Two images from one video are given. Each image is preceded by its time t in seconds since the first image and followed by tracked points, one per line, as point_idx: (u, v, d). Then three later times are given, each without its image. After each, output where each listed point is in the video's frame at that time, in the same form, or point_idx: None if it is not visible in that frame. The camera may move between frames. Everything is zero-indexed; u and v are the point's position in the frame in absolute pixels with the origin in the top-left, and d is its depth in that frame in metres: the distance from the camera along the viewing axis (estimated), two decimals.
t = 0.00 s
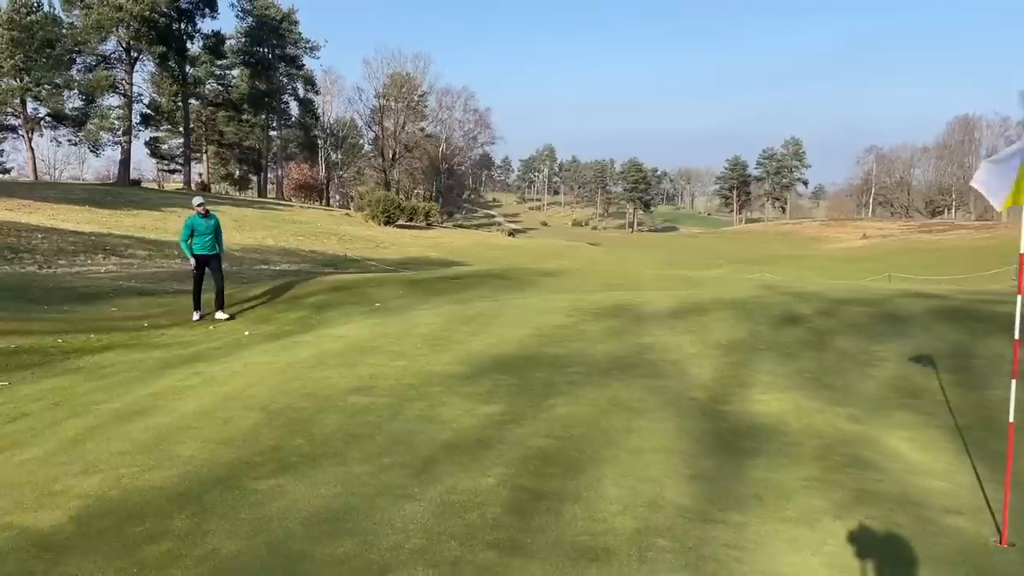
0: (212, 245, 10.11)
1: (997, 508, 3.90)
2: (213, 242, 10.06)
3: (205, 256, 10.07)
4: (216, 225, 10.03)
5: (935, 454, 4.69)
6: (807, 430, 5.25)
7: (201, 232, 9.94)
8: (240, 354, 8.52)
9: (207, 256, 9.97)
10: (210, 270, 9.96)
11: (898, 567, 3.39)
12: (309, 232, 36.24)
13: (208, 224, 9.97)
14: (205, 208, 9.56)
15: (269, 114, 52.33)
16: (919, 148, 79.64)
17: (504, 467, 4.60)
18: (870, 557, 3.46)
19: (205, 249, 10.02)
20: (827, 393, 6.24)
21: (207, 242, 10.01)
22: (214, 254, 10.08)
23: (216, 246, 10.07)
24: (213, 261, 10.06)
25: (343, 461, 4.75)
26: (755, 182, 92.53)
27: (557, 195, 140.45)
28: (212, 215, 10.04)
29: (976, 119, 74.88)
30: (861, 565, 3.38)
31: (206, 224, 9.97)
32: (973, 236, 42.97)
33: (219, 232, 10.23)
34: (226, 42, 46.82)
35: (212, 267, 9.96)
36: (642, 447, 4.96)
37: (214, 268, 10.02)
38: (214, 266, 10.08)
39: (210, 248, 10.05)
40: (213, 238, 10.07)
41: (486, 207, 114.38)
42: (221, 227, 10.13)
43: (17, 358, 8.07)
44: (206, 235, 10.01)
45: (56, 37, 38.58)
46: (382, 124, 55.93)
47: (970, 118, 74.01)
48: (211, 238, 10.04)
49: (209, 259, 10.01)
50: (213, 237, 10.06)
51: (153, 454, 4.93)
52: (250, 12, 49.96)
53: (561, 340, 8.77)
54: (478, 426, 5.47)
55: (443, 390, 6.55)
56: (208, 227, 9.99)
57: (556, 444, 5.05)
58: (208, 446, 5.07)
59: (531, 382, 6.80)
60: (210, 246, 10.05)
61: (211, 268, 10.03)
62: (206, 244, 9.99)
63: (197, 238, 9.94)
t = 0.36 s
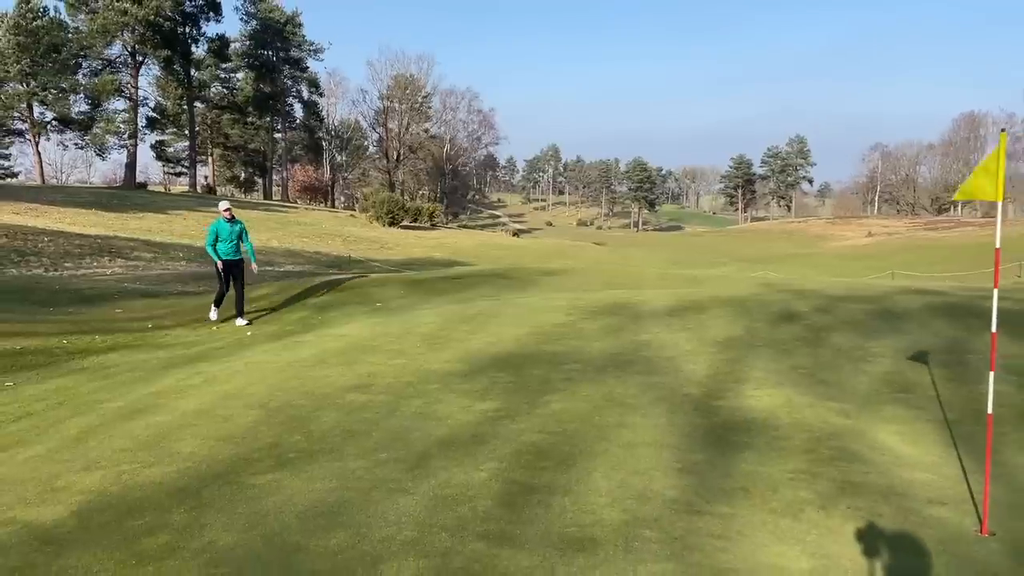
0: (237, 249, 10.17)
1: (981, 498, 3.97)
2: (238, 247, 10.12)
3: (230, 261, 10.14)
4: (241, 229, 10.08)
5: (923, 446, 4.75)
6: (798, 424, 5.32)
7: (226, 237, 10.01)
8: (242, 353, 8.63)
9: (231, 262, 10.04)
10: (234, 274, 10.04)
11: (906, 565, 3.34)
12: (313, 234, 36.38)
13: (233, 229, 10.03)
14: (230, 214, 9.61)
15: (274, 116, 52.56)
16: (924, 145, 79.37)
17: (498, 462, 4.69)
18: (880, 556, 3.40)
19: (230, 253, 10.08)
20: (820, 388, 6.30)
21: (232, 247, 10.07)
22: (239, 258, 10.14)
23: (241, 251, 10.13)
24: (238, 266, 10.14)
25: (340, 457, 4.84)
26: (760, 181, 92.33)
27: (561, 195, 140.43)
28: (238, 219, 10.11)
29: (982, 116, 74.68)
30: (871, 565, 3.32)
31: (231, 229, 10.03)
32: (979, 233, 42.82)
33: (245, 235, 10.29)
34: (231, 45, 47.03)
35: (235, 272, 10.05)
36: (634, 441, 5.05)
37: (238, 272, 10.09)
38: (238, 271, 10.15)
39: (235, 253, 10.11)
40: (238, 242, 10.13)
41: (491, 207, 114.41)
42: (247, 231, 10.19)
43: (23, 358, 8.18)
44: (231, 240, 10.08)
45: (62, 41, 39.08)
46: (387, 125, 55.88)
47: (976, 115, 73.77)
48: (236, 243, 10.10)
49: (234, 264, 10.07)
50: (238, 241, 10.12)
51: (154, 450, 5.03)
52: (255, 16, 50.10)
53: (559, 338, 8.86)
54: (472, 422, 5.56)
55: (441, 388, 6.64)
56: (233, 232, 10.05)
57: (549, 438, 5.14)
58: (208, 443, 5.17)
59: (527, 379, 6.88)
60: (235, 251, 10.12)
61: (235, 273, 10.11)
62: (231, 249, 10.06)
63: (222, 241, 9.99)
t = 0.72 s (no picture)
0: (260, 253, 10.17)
1: (977, 494, 4.00)
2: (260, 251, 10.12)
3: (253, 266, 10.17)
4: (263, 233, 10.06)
5: (921, 443, 4.78)
6: (799, 422, 5.35)
7: (248, 242, 10.03)
8: (250, 355, 8.74)
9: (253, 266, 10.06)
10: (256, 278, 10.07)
11: (911, 563, 3.36)
12: (322, 236, 36.52)
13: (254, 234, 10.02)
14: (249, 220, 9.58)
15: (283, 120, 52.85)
16: (935, 142, 78.91)
17: (499, 460, 4.75)
18: (881, 552, 3.42)
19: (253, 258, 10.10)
20: (822, 387, 6.32)
21: (254, 252, 10.08)
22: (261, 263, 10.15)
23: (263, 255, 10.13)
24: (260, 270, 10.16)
25: (343, 456, 4.91)
26: (770, 180, 92.01)
27: (570, 196, 140.39)
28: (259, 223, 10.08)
29: (994, 113, 74.17)
30: (877, 563, 3.34)
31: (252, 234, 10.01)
32: (992, 230, 42.50)
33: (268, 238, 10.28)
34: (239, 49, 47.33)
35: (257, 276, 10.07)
36: (635, 440, 5.10)
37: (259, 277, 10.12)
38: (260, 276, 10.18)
39: (256, 258, 10.12)
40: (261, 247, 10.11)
41: (500, 208, 114.51)
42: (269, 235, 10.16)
43: (35, 361, 8.30)
44: (253, 245, 10.08)
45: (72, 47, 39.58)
46: (395, 127, 56.29)
47: (987, 112, 73.29)
48: (258, 247, 10.10)
49: (254, 269, 10.08)
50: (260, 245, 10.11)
51: (161, 451, 5.12)
52: (263, 19, 50.43)
53: (564, 339, 8.91)
54: (475, 422, 5.63)
55: (445, 388, 6.70)
56: (254, 236, 10.04)
57: (550, 438, 5.19)
58: (214, 443, 5.25)
59: (531, 379, 6.94)
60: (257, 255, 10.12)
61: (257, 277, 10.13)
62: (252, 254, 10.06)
63: (242, 248, 10.02)
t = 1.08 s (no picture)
0: (287, 250, 10.28)
1: (979, 488, 4.03)
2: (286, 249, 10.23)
3: (281, 264, 10.34)
4: (284, 232, 10.08)
5: (925, 439, 4.83)
6: (804, 419, 5.41)
7: (273, 244, 10.12)
8: (264, 357, 8.88)
9: (282, 266, 10.23)
10: (287, 278, 10.27)
11: (910, 551, 3.41)
12: (336, 240, 36.76)
13: (275, 236, 10.05)
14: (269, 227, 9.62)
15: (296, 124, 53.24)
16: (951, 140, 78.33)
17: (507, 457, 4.84)
18: (884, 544, 3.47)
19: (280, 257, 10.24)
20: (828, 385, 6.36)
21: (281, 251, 10.19)
22: (289, 261, 10.28)
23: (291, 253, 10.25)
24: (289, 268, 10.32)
25: (354, 453, 5.02)
26: (784, 180, 91.63)
27: (583, 197, 140.35)
28: (278, 222, 10.08)
29: (1010, 111, 73.51)
30: (878, 553, 3.39)
31: (274, 235, 10.06)
32: (1009, 229, 42.12)
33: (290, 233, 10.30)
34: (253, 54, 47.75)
35: (287, 276, 10.27)
36: (641, 437, 5.18)
37: (289, 276, 10.30)
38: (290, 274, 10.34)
39: (282, 257, 10.22)
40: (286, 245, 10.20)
41: (513, 210, 114.68)
42: (291, 231, 10.17)
43: (55, 363, 8.47)
44: (278, 244, 10.16)
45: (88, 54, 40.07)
46: (408, 131, 56.64)
47: (1004, 110, 72.67)
48: (283, 247, 10.18)
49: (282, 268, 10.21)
50: (284, 244, 10.18)
51: (177, 449, 5.24)
52: (276, 25, 50.88)
53: (574, 339, 8.98)
54: (484, 420, 5.72)
55: (455, 388, 6.79)
56: (277, 237, 10.08)
57: (558, 435, 5.28)
58: (229, 441, 5.38)
59: (540, 378, 7.03)
60: (284, 253, 10.24)
61: (287, 276, 10.32)
62: (279, 254, 10.20)
63: (267, 250, 10.15)
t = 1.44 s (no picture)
0: (312, 255, 10.33)
1: (980, 486, 4.06)
2: (310, 254, 10.29)
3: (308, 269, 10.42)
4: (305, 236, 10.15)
5: (927, 438, 4.86)
6: (811, 420, 5.43)
7: (295, 249, 10.22)
8: (278, 359, 9.02)
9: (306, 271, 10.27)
10: (311, 283, 10.29)
11: (907, 547, 3.46)
12: (351, 242, 37.02)
13: (296, 241, 10.14)
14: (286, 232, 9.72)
15: (312, 128, 53.70)
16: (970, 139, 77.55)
17: (514, 457, 4.92)
18: (884, 541, 3.51)
19: (305, 262, 10.32)
20: (835, 385, 6.38)
21: (304, 256, 10.26)
22: (314, 265, 10.31)
23: (314, 258, 10.29)
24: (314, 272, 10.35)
25: (364, 454, 5.12)
26: (801, 179, 91.13)
27: (599, 199, 140.20)
28: (299, 226, 10.16)
29: None
30: (875, 549, 3.44)
31: (296, 240, 10.15)
32: None
33: (314, 237, 10.36)
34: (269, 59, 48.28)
35: (312, 281, 10.29)
36: (647, 437, 5.25)
37: (314, 281, 10.32)
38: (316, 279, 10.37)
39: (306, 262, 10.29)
40: (310, 249, 10.27)
41: (529, 212, 114.69)
42: (312, 235, 10.23)
43: (74, 366, 8.65)
44: (301, 249, 10.26)
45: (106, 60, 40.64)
46: (423, 133, 57.82)
47: None
48: (306, 251, 10.25)
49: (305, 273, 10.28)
50: (307, 248, 10.26)
51: (192, 450, 5.36)
52: (292, 29, 51.40)
53: (584, 340, 9.05)
54: (493, 421, 5.81)
55: (465, 389, 6.88)
56: (298, 242, 10.17)
57: (565, 435, 5.35)
58: (242, 442, 5.49)
59: (548, 380, 7.10)
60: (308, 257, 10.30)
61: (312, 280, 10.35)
62: (304, 259, 10.27)
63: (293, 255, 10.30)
